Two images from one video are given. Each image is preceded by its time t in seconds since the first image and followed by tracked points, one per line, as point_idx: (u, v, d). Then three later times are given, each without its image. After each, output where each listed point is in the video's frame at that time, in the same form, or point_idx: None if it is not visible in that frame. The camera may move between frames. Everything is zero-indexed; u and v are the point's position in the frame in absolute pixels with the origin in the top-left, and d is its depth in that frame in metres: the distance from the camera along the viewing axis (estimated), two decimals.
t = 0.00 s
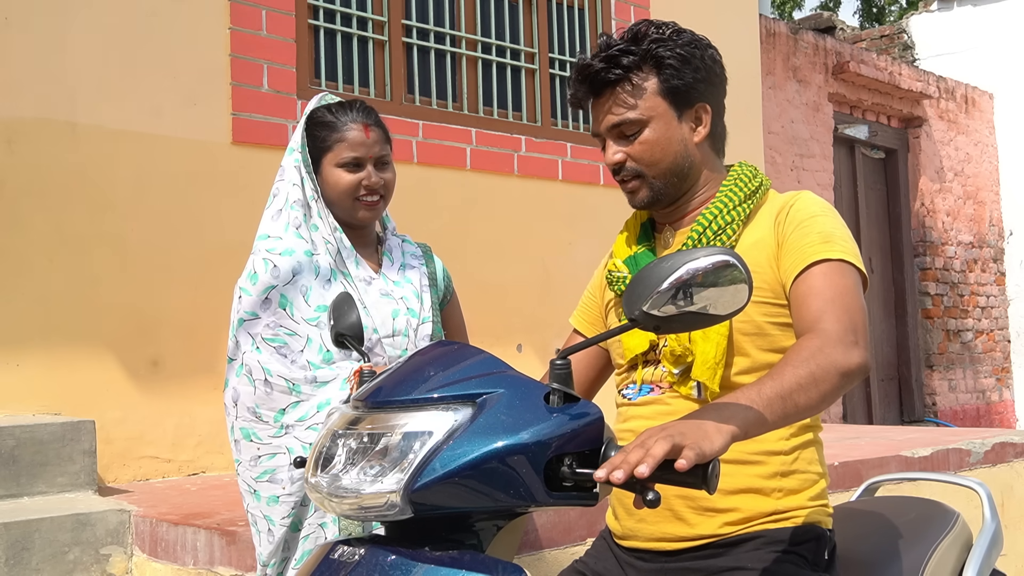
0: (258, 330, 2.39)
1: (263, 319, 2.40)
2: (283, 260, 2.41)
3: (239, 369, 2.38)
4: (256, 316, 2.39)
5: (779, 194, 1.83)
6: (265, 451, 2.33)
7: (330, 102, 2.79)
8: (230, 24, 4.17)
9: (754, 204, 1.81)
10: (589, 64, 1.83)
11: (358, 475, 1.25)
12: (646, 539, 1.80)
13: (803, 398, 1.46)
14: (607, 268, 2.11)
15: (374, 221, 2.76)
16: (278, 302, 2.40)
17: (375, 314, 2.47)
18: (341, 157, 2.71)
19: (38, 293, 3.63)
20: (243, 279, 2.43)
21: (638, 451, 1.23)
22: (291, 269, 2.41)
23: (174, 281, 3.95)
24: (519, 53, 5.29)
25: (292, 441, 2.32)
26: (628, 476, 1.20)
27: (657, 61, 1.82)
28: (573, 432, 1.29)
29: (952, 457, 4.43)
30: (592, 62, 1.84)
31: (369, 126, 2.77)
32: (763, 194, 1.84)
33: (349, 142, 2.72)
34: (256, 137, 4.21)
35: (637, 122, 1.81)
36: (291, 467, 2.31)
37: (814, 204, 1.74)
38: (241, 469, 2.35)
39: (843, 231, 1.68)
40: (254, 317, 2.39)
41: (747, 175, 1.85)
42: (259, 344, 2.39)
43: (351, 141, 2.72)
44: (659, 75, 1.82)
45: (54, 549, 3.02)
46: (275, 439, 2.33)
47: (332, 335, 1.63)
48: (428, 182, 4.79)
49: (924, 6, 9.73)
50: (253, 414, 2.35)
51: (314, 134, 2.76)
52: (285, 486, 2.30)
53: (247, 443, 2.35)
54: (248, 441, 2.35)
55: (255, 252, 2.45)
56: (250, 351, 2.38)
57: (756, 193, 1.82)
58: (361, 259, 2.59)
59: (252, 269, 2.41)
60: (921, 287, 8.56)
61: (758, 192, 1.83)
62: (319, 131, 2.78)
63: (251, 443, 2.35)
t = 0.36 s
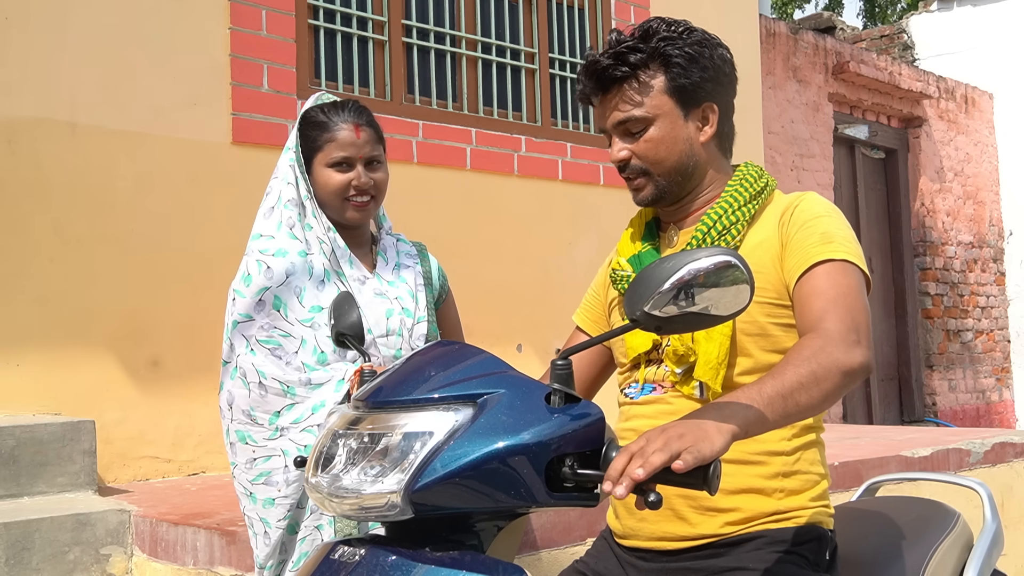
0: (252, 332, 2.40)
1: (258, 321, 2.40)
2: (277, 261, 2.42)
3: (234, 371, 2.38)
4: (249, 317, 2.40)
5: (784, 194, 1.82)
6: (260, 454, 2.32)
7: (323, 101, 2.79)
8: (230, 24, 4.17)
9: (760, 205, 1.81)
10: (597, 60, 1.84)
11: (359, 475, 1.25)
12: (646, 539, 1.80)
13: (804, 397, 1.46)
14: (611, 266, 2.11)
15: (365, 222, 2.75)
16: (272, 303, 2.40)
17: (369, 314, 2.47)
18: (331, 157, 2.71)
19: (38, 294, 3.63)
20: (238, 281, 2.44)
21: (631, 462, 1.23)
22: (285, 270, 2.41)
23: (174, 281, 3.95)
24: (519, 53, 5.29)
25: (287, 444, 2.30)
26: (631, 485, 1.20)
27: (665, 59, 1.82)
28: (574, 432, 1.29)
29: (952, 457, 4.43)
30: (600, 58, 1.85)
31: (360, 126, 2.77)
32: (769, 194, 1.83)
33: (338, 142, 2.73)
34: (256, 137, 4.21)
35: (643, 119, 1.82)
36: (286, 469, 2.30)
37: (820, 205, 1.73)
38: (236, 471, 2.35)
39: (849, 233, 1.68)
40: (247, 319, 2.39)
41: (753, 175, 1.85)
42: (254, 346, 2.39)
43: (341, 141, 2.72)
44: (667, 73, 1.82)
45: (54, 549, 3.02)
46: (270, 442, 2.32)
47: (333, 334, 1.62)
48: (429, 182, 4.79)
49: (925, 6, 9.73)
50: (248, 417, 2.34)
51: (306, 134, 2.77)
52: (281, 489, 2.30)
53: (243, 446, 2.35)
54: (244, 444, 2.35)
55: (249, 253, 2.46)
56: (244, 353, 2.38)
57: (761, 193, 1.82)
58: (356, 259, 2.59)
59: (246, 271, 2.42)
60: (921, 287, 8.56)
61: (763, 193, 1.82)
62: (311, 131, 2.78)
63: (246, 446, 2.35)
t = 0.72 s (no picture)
0: (252, 331, 2.39)
1: (258, 321, 2.40)
2: (278, 260, 2.41)
3: (233, 369, 2.38)
4: (249, 316, 2.39)
5: (792, 195, 1.82)
6: (259, 452, 2.32)
7: (326, 102, 2.79)
8: (230, 24, 4.17)
9: (767, 206, 1.80)
10: (602, 49, 1.87)
11: (359, 475, 1.25)
12: (649, 539, 1.80)
13: (811, 402, 1.48)
14: (616, 262, 2.10)
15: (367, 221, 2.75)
16: (273, 302, 2.39)
17: (369, 314, 2.47)
18: (334, 154, 2.71)
19: (37, 294, 3.62)
20: (239, 280, 2.43)
21: (640, 476, 1.25)
22: (286, 270, 2.40)
23: (174, 281, 3.95)
24: (519, 53, 5.29)
25: (285, 443, 2.30)
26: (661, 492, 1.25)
27: (668, 52, 1.83)
28: (576, 433, 1.29)
29: (952, 457, 4.43)
30: (607, 47, 1.88)
31: (363, 125, 2.76)
32: (777, 196, 1.83)
33: (341, 140, 2.73)
34: (256, 137, 4.21)
35: (639, 109, 1.84)
36: (285, 468, 2.30)
37: (827, 206, 1.73)
38: (234, 470, 2.35)
39: (856, 234, 1.68)
40: (247, 318, 2.38)
41: (761, 175, 1.84)
42: (254, 345, 2.39)
43: (343, 140, 2.72)
44: (669, 66, 1.83)
45: (54, 549, 3.02)
46: (268, 441, 2.32)
47: (334, 333, 1.62)
48: (429, 182, 4.80)
49: (924, 6, 9.73)
50: (246, 415, 2.34)
51: (309, 133, 2.77)
52: (279, 488, 2.30)
53: (242, 445, 2.35)
54: (243, 442, 2.35)
55: (250, 253, 2.45)
56: (244, 351, 2.38)
57: (769, 195, 1.81)
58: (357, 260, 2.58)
59: (247, 270, 2.41)
60: (921, 287, 8.57)
61: (771, 194, 1.81)
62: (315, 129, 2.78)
63: (245, 444, 2.35)
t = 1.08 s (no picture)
0: (252, 332, 2.39)
1: (259, 321, 2.40)
2: (278, 261, 2.41)
3: (233, 370, 2.38)
4: (249, 316, 2.39)
5: (793, 194, 1.81)
6: (260, 452, 2.33)
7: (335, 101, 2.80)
8: (230, 24, 4.17)
9: (768, 205, 1.80)
10: (598, 48, 1.91)
11: (360, 475, 1.25)
12: (650, 540, 1.80)
13: (813, 402, 1.48)
14: (616, 262, 2.10)
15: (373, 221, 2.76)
16: (273, 303, 2.39)
17: (370, 315, 2.46)
18: (348, 153, 2.71)
19: (37, 294, 3.62)
20: (239, 281, 2.43)
21: (640, 476, 1.25)
22: (286, 270, 2.40)
23: (174, 281, 3.95)
24: (519, 53, 5.29)
25: (286, 443, 2.31)
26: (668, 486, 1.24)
27: (654, 53, 1.86)
28: (577, 433, 1.29)
29: (952, 457, 4.43)
30: (604, 47, 1.92)
31: (376, 126, 2.78)
32: (778, 194, 1.82)
33: (355, 140, 2.73)
34: (256, 137, 4.21)
35: (627, 111, 1.88)
36: (286, 468, 2.30)
37: (828, 204, 1.73)
38: (235, 469, 2.36)
39: (857, 233, 1.67)
40: (248, 318, 2.39)
41: (762, 174, 1.84)
42: (255, 346, 2.39)
43: (357, 139, 2.72)
44: (655, 66, 1.87)
45: (54, 549, 3.02)
46: (270, 440, 2.32)
47: (335, 332, 1.62)
48: (429, 182, 4.79)
49: (925, 6, 9.73)
50: (247, 415, 2.34)
51: (319, 131, 2.76)
52: (280, 487, 2.30)
53: (242, 445, 2.35)
54: (243, 442, 2.35)
55: (251, 253, 2.45)
56: (244, 352, 2.38)
57: (770, 193, 1.81)
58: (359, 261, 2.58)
59: (248, 271, 2.41)
60: (921, 287, 8.57)
61: (772, 193, 1.81)
62: (324, 127, 2.77)
63: (246, 444, 2.35)
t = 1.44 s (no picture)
0: (253, 330, 2.39)
1: (259, 318, 2.40)
2: (278, 259, 2.41)
3: (232, 368, 2.38)
4: (250, 314, 2.39)
5: (786, 192, 1.82)
6: (260, 450, 2.33)
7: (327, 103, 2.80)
8: (230, 24, 4.17)
9: (762, 203, 1.80)
10: (593, 49, 1.92)
11: (359, 475, 1.25)
12: (649, 540, 1.80)
13: (811, 403, 1.48)
14: (609, 260, 2.10)
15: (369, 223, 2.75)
16: (273, 301, 2.40)
17: (369, 315, 2.47)
18: (340, 156, 2.71)
19: (37, 294, 3.62)
20: (238, 280, 2.43)
21: (638, 475, 1.25)
22: (286, 269, 2.41)
23: (174, 281, 3.95)
24: (519, 53, 5.29)
25: (287, 441, 2.31)
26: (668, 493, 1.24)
27: (648, 53, 1.87)
28: (576, 433, 1.29)
29: (952, 457, 4.43)
30: (599, 48, 1.93)
31: (369, 127, 2.79)
32: (772, 192, 1.82)
33: (347, 142, 2.73)
34: (256, 137, 4.21)
35: (622, 111, 1.89)
36: (287, 466, 2.31)
37: (822, 203, 1.73)
38: (235, 467, 2.36)
39: (851, 231, 1.68)
40: (248, 316, 2.39)
41: (755, 173, 1.84)
42: (255, 343, 2.39)
43: (349, 141, 2.73)
44: (649, 65, 1.87)
45: (54, 548, 3.02)
46: (271, 438, 2.32)
47: (334, 332, 1.62)
48: (429, 182, 4.79)
49: (925, 6, 9.73)
50: (247, 413, 2.34)
51: (312, 134, 2.76)
52: (281, 485, 2.31)
53: (242, 443, 2.35)
54: (243, 440, 2.35)
55: (249, 252, 2.45)
56: (244, 349, 2.38)
57: (764, 191, 1.81)
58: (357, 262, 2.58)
59: (247, 270, 2.41)
60: (921, 287, 8.57)
61: (766, 191, 1.81)
62: (318, 130, 2.77)
63: (246, 443, 2.35)
